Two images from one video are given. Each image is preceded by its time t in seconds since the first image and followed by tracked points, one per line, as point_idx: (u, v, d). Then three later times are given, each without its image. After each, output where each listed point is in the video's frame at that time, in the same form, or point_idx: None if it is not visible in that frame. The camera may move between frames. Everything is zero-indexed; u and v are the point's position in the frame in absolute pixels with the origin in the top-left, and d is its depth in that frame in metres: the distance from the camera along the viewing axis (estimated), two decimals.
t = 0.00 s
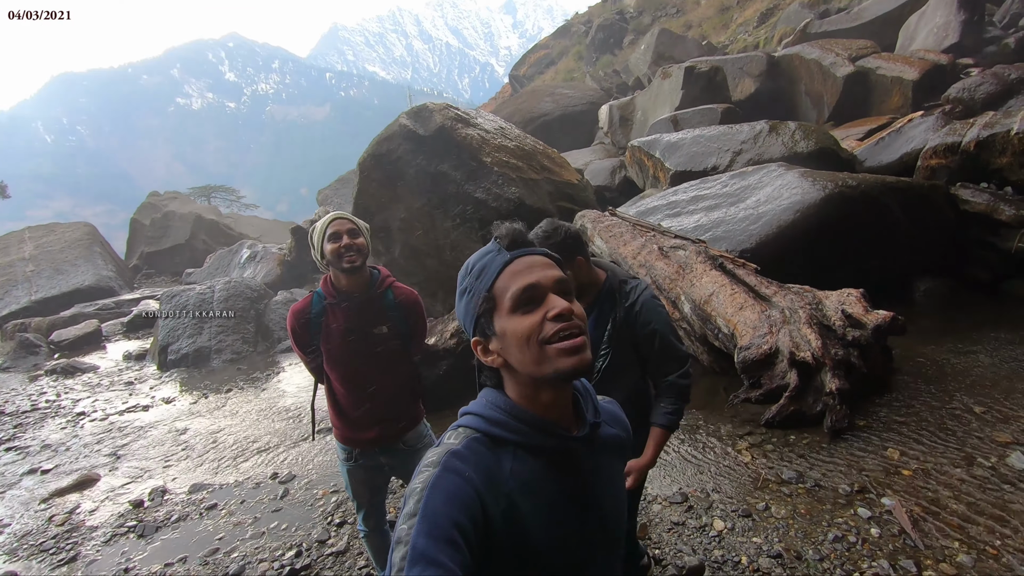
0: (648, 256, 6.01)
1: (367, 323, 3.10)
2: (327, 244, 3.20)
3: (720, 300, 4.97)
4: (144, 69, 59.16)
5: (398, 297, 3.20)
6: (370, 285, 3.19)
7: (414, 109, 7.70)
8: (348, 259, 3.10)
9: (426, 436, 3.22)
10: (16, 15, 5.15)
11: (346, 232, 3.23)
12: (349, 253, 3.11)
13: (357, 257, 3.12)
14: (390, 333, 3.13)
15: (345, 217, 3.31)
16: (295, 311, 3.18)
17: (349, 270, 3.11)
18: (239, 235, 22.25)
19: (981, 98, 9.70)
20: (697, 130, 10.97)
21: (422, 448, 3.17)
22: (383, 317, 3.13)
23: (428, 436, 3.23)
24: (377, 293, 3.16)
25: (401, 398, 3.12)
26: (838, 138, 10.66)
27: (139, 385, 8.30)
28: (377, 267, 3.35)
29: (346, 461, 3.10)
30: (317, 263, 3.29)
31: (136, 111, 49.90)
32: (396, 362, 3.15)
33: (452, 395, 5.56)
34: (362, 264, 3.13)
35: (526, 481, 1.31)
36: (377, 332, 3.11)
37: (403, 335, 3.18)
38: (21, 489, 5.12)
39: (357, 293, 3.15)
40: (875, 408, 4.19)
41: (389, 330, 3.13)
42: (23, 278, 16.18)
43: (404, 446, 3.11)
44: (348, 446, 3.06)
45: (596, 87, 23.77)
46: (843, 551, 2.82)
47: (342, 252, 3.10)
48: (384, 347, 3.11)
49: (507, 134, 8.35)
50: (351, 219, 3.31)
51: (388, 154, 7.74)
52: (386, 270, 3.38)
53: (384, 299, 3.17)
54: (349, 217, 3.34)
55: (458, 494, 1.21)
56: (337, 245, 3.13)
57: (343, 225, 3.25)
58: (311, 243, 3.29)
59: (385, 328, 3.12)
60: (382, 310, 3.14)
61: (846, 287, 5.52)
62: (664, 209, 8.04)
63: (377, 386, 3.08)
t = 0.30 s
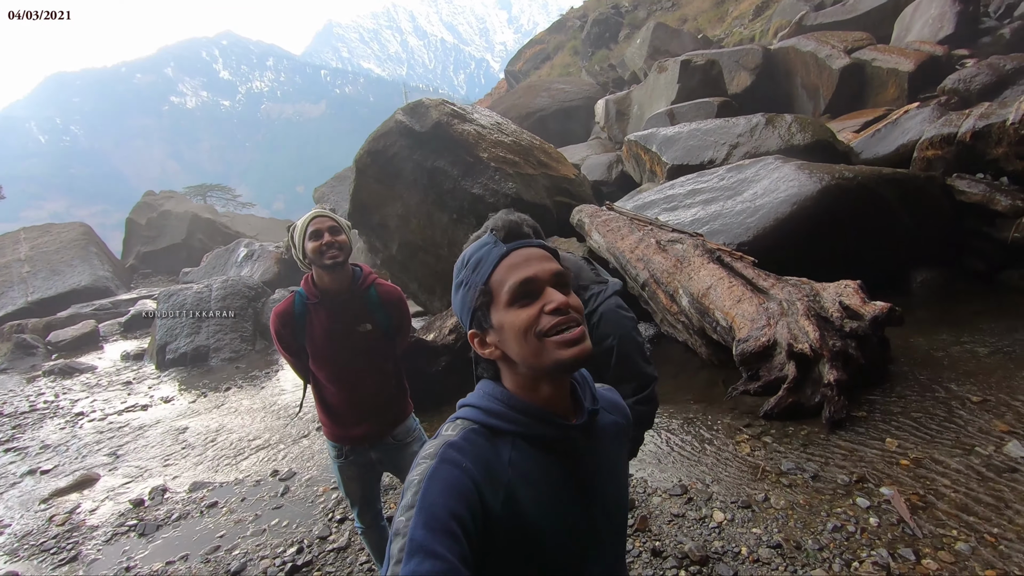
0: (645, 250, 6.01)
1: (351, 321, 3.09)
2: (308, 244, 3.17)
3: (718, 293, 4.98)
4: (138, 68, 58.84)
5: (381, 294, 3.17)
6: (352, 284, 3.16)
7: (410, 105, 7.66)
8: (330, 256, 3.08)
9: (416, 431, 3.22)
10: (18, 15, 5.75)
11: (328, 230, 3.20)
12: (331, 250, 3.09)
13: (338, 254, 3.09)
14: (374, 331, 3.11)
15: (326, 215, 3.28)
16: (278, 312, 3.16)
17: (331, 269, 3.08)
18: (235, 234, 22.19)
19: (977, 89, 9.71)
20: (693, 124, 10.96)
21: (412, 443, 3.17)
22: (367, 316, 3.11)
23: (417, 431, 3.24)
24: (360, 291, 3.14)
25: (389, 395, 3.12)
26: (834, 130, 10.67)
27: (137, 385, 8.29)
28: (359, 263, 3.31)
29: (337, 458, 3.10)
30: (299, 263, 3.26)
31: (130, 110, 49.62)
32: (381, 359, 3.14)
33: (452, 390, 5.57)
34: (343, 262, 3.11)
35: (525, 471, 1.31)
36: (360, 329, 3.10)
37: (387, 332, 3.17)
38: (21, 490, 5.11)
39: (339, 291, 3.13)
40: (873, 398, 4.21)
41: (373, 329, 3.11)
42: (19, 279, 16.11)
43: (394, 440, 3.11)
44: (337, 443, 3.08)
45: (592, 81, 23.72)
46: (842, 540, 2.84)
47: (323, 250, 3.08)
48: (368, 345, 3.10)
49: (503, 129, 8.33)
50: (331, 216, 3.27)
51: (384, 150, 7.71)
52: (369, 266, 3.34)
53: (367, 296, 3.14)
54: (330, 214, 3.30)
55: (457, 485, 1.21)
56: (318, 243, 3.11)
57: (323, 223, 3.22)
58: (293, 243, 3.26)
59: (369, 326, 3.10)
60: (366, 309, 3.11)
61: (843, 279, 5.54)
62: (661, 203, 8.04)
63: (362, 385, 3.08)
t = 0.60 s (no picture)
0: (648, 247, 6.01)
1: (355, 316, 3.10)
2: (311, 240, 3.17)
3: (721, 289, 4.98)
4: (137, 69, 58.85)
5: (384, 290, 3.19)
6: (355, 280, 3.18)
7: (411, 102, 7.63)
8: (331, 252, 3.09)
9: (417, 428, 3.20)
10: (17, 16, 5.18)
11: (330, 226, 3.21)
12: (334, 246, 3.10)
13: (341, 250, 3.10)
14: (378, 326, 3.12)
15: (329, 212, 3.30)
16: (282, 309, 3.15)
17: (334, 265, 3.09)
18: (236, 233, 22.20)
19: (978, 84, 9.69)
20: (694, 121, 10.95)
21: (414, 439, 3.16)
22: (371, 311, 3.12)
23: (418, 428, 3.23)
24: (363, 286, 3.15)
25: (393, 390, 3.13)
26: (836, 126, 10.65)
27: (140, 384, 8.30)
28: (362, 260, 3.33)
29: (341, 453, 3.08)
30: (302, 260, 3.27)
31: (129, 111, 49.64)
32: (384, 355, 3.16)
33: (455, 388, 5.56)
34: (347, 258, 3.12)
35: (538, 465, 1.30)
36: (364, 324, 3.10)
37: (390, 329, 3.18)
38: (25, 490, 5.12)
39: (342, 288, 3.14)
40: (878, 393, 4.21)
41: (377, 324, 3.12)
42: (21, 280, 16.13)
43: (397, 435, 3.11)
44: (341, 439, 3.06)
45: (591, 79, 23.70)
46: (849, 534, 2.83)
47: (326, 246, 3.08)
48: (372, 340, 3.11)
49: (504, 127, 8.32)
50: (335, 214, 3.30)
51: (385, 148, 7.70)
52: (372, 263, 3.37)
53: (370, 291, 3.15)
54: (333, 211, 3.32)
55: (468, 484, 1.20)
56: (321, 240, 3.11)
57: (326, 219, 3.23)
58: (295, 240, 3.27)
59: (372, 321, 3.11)
60: (370, 304, 3.13)
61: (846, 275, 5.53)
62: (663, 200, 8.04)
63: (367, 379, 3.08)
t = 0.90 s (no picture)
0: (651, 243, 6.00)
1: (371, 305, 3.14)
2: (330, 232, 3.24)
3: (726, 286, 4.96)
4: (139, 66, 58.86)
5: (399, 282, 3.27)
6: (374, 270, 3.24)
7: (414, 98, 7.61)
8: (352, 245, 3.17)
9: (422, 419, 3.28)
10: (17, 18, 4.98)
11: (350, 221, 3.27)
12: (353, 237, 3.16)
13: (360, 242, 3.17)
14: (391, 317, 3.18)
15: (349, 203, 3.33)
16: (299, 295, 3.19)
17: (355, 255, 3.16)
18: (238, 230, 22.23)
19: (982, 81, 9.65)
20: (697, 117, 10.91)
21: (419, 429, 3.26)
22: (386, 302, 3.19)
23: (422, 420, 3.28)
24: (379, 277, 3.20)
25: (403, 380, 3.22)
26: (839, 123, 10.62)
27: (144, 380, 8.31)
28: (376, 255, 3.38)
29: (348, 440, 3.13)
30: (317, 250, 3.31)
31: (131, 108, 49.65)
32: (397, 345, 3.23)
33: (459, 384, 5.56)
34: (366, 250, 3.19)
35: (552, 456, 1.30)
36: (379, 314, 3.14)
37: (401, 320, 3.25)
38: (30, 485, 5.14)
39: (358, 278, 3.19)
40: (883, 390, 4.20)
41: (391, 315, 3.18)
42: (24, 277, 16.16)
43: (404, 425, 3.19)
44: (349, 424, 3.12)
45: (594, 76, 23.66)
46: (855, 530, 2.83)
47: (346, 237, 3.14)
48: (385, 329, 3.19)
49: (507, 123, 8.29)
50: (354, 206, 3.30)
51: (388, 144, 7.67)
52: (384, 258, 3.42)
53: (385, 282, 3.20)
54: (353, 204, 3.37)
55: (482, 480, 1.21)
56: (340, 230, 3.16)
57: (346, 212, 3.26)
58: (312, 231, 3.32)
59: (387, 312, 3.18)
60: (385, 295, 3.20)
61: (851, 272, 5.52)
62: (666, 197, 8.01)
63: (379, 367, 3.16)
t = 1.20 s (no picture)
0: (653, 245, 6.00)
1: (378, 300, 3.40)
2: (347, 230, 3.48)
3: (727, 289, 4.97)
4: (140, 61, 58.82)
5: (404, 281, 3.52)
6: (383, 269, 3.51)
7: (417, 97, 7.61)
8: (365, 241, 3.41)
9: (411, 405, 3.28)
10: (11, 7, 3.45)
11: (367, 221, 3.53)
12: (367, 236, 3.42)
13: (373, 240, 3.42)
14: (394, 311, 3.42)
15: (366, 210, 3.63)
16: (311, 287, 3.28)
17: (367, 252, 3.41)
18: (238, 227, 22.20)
19: (984, 88, 9.67)
20: (699, 120, 10.92)
21: (410, 414, 3.26)
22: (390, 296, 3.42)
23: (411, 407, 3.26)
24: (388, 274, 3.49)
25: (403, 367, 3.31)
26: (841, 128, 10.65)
27: (142, 375, 8.30)
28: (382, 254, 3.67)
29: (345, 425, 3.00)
30: (331, 245, 3.55)
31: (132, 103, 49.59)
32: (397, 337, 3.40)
33: (459, 383, 5.54)
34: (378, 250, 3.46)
35: (571, 457, 1.30)
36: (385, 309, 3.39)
37: (403, 316, 3.48)
38: (28, 479, 5.13)
39: (369, 274, 3.45)
40: (883, 395, 4.20)
41: (393, 308, 3.42)
42: (22, 271, 16.13)
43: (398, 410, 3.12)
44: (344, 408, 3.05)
45: (596, 77, 23.68)
46: (854, 534, 2.84)
47: (361, 235, 3.39)
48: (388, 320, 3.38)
49: (510, 123, 8.30)
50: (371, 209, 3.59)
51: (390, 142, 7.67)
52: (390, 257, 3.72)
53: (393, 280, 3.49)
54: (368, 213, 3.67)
55: (500, 480, 1.20)
56: (356, 230, 3.43)
57: (363, 214, 3.56)
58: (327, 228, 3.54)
59: (391, 306, 3.42)
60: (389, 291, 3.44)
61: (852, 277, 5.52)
62: (667, 199, 8.02)
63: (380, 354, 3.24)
